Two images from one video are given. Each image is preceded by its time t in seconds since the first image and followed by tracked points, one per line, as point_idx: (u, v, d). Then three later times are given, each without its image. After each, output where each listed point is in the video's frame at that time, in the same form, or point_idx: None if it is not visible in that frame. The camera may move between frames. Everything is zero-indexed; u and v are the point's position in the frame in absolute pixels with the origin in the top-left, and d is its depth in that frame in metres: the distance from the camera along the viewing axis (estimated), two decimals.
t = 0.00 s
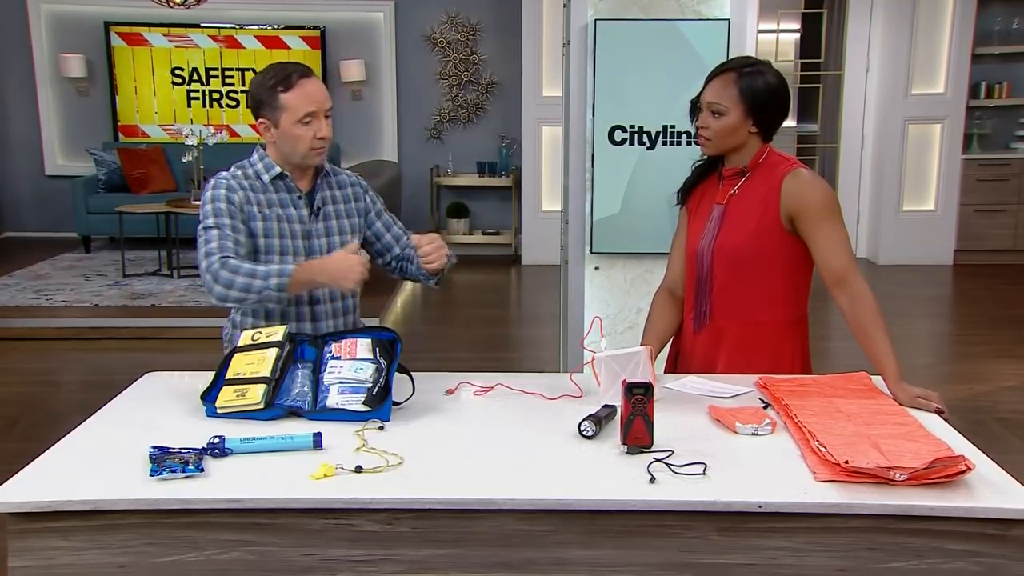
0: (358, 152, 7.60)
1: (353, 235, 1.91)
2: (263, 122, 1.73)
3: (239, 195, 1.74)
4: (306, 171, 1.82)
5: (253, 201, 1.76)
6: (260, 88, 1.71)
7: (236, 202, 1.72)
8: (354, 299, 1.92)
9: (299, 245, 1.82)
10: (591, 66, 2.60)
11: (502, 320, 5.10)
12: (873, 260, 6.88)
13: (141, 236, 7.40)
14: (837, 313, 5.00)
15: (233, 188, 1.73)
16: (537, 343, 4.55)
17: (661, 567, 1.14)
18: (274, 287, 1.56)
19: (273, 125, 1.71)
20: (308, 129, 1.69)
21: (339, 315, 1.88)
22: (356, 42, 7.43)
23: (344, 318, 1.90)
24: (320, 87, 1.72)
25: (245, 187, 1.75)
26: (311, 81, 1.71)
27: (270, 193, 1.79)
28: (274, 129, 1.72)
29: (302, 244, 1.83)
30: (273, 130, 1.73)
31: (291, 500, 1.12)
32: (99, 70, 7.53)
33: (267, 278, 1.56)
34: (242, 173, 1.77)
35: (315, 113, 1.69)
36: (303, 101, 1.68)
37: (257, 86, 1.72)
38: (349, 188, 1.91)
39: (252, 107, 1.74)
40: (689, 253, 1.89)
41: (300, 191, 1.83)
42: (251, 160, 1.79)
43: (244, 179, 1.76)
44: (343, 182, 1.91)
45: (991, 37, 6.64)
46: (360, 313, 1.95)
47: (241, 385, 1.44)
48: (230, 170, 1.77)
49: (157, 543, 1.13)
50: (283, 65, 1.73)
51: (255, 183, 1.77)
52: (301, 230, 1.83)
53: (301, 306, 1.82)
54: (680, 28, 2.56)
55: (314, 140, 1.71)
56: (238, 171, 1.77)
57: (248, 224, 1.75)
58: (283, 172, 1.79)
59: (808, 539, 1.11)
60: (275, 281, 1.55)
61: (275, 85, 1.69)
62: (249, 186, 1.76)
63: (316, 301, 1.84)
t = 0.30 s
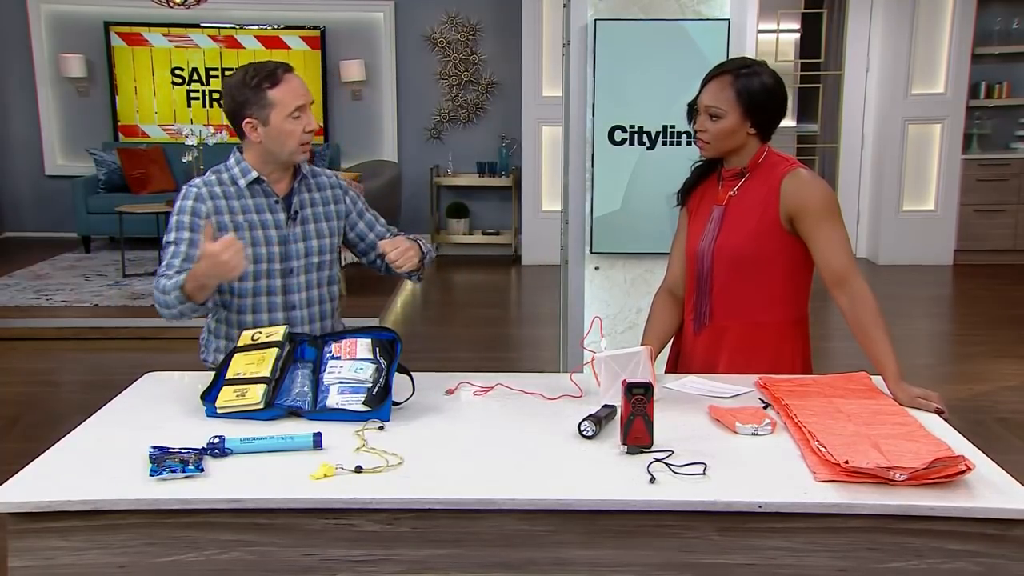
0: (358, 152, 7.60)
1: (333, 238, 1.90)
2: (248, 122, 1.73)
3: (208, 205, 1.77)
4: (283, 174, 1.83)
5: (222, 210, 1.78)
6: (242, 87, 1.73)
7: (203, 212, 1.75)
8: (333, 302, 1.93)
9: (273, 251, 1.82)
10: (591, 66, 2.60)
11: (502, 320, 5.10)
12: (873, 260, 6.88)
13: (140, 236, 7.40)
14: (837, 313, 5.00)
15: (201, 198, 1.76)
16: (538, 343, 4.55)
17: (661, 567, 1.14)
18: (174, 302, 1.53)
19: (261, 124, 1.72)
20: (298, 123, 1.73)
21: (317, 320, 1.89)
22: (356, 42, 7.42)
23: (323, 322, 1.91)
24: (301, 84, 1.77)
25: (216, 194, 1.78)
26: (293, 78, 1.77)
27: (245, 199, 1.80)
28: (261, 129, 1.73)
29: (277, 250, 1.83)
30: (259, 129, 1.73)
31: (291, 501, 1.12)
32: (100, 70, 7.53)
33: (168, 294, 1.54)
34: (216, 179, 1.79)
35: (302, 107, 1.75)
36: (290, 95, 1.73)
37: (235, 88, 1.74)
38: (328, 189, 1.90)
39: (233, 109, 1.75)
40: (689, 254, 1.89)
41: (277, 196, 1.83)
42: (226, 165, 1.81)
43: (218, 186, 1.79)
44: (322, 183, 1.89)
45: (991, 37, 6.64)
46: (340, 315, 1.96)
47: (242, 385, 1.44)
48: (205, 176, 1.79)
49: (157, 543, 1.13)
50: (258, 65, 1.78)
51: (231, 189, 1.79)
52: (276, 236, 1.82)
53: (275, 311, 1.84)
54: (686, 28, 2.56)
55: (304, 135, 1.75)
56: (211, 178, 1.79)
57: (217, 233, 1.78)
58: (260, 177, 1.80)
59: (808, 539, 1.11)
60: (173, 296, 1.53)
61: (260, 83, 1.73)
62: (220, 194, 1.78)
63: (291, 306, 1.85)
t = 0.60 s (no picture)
0: (358, 153, 7.60)
1: (308, 245, 1.92)
2: (229, 131, 1.74)
3: (181, 219, 1.77)
4: (260, 182, 1.84)
5: (196, 222, 1.78)
6: (222, 96, 1.75)
7: (176, 227, 1.76)
8: (308, 307, 1.95)
9: (250, 259, 1.83)
10: (590, 66, 2.60)
11: (502, 320, 5.10)
12: (872, 259, 6.88)
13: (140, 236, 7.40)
14: (836, 313, 5.00)
15: (173, 211, 1.76)
16: (537, 343, 4.55)
17: (661, 567, 1.14)
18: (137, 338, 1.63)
19: (243, 133, 1.74)
20: (280, 130, 1.75)
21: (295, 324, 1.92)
22: (356, 42, 7.42)
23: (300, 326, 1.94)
24: (282, 91, 1.79)
25: (190, 205, 1.78)
26: (273, 84, 1.78)
27: (221, 208, 1.80)
28: (243, 137, 1.74)
29: (253, 259, 1.84)
30: (241, 138, 1.74)
31: (290, 500, 1.12)
32: (99, 70, 7.53)
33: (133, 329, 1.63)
34: (190, 188, 1.79)
35: (284, 114, 1.76)
36: (272, 103, 1.75)
37: (215, 96, 1.76)
38: (305, 195, 1.91)
39: (212, 119, 1.76)
40: (689, 254, 1.89)
41: (253, 203, 1.83)
42: (202, 171, 1.81)
43: (191, 197, 1.78)
44: (299, 188, 1.90)
45: (990, 37, 6.64)
46: (315, 318, 1.99)
47: (241, 385, 1.44)
48: (178, 186, 1.79)
49: (157, 543, 1.13)
50: (239, 71, 1.79)
51: (205, 198, 1.79)
52: (253, 244, 1.83)
53: (251, 318, 1.86)
54: (691, 28, 2.55)
55: (287, 142, 1.76)
56: (185, 188, 1.79)
57: (192, 246, 1.78)
58: (237, 185, 1.81)
59: (807, 539, 1.11)
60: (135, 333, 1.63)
61: (241, 92, 1.74)
62: (192, 206, 1.78)
63: (268, 313, 1.88)
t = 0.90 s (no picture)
0: (358, 153, 7.60)
1: (294, 247, 1.92)
2: (216, 131, 1.74)
3: (164, 220, 1.77)
4: (246, 183, 1.84)
5: (179, 224, 1.78)
6: (209, 95, 1.74)
7: (158, 229, 1.76)
8: (292, 310, 1.95)
9: (235, 261, 1.83)
10: (590, 66, 2.60)
11: (502, 320, 5.11)
12: (873, 259, 6.88)
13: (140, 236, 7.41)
14: (836, 313, 5.01)
15: (157, 212, 1.77)
16: (537, 343, 4.56)
17: (659, 567, 1.14)
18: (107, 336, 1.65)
19: (229, 133, 1.74)
20: (266, 131, 1.75)
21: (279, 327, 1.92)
22: (356, 42, 7.42)
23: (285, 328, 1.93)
24: (269, 92, 1.79)
25: (174, 206, 1.78)
26: (260, 85, 1.78)
27: (206, 209, 1.80)
28: (229, 138, 1.74)
29: (239, 261, 1.84)
30: (227, 139, 1.74)
31: (289, 501, 1.12)
32: (100, 70, 7.53)
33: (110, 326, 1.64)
34: (176, 189, 1.79)
35: (270, 115, 1.76)
36: (259, 103, 1.75)
37: (202, 95, 1.75)
38: (293, 197, 1.92)
39: (199, 119, 1.76)
40: (688, 253, 1.89)
41: (239, 205, 1.84)
42: (187, 172, 1.82)
43: (174, 198, 1.79)
44: (286, 190, 1.91)
45: (991, 38, 6.65)
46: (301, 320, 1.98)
47: (240, 385, 1.44)
48: (162, 188, 1.79)
49: (155, 543, 1.13)
50: (226, 72, 1.78)
51: (190, 199, 1.79)
52: (238, 245, 1.83)
53: (237, 320, 1.85)
54: (696, 28, 2.56)
55: (271, 143, 1.76)
56: (170, 189, 1.79)
57: (176, 247, 1.79)
58: (223, 185, 1.81)
59: (806, 540, 1.11)
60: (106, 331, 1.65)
61: (228, 92, 1.74)
62: (176, 207, 1.78)
63: (253, 315, 1.87)
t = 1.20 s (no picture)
0: (359, 153, 7.61)
1: (288, 247, 1.93)
2: (214, 131, 1.75)
3: (160, 220, 1.77)
4: (242, 183, 1.85)
5: (175, 223, 1.78)
6: (209, 95, 1.75)
7: (154, 228, 1.76)
8: (289, 310, 1.95)
9: (232, 260, 1.83)
10: (590, 66, 2.61)
11: (502, 320, 5.11)
12: (874, 259, 6.88)
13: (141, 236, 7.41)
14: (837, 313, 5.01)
15: (153, 212, 1.77)
16: (538, 343, 4.56)
17: (655, 567, 1.14)
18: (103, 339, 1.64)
19: (227, 133, 1.74)
20: (265, 133, 1.76)
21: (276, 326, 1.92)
22: (358, 42, 7.42)
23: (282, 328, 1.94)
24: (269, 94, 1.80)
25: (169, 206, 1.78)
26: (262, 87, 1.79)
27: (202, 209, 1.80)
28: (227, 137, 1.75)
29: (235, 260, 1.84)
30: (224, 138, 1.75)
31: (286, 501, 1.12)
32: (101, 70, 7.54)
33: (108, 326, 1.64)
34: (171, 189, 1.79)
35: (269, 118, 1.78)
36: (259, 105, 1.76)
37: (203, 95, 1.76)
38: (288, 197, 1.93)
39: (198, 117, 1.76)
40: (686, 254, 1.89)
41: (235, 205, 1.84)
42: (183, 171, 1.81)
43: (168, 197, 1.79)
44: (281, 189, 1.92)
45: (992, 37, 6.64)
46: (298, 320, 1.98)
47: (238, 385, 1.45)
48: (158, 187, 1.79)
49: (152, 543, 1.13)
50: (226, 72, 1.80)
51: (186, 198, 1.79)
52: (234, 244, 1.83)
53: (234, 319, 1.85)
54: (700, 28, 2.55)
55: (269, 145, 1.77)
56: (165, 188, 1.79)
57: (172, 247, 1.79)
58: (219, 185, 1.81)
59: (803, 539, 1.11)
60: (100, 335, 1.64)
61: (229, 92, 1.75)
62: (171, 206, 1.78)
63: (251, 314, 1.88)
